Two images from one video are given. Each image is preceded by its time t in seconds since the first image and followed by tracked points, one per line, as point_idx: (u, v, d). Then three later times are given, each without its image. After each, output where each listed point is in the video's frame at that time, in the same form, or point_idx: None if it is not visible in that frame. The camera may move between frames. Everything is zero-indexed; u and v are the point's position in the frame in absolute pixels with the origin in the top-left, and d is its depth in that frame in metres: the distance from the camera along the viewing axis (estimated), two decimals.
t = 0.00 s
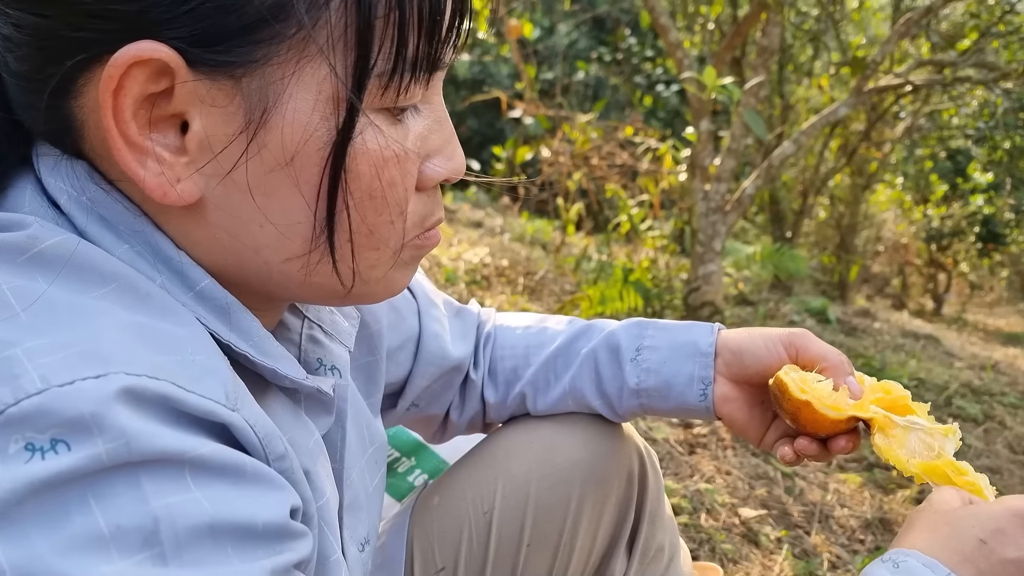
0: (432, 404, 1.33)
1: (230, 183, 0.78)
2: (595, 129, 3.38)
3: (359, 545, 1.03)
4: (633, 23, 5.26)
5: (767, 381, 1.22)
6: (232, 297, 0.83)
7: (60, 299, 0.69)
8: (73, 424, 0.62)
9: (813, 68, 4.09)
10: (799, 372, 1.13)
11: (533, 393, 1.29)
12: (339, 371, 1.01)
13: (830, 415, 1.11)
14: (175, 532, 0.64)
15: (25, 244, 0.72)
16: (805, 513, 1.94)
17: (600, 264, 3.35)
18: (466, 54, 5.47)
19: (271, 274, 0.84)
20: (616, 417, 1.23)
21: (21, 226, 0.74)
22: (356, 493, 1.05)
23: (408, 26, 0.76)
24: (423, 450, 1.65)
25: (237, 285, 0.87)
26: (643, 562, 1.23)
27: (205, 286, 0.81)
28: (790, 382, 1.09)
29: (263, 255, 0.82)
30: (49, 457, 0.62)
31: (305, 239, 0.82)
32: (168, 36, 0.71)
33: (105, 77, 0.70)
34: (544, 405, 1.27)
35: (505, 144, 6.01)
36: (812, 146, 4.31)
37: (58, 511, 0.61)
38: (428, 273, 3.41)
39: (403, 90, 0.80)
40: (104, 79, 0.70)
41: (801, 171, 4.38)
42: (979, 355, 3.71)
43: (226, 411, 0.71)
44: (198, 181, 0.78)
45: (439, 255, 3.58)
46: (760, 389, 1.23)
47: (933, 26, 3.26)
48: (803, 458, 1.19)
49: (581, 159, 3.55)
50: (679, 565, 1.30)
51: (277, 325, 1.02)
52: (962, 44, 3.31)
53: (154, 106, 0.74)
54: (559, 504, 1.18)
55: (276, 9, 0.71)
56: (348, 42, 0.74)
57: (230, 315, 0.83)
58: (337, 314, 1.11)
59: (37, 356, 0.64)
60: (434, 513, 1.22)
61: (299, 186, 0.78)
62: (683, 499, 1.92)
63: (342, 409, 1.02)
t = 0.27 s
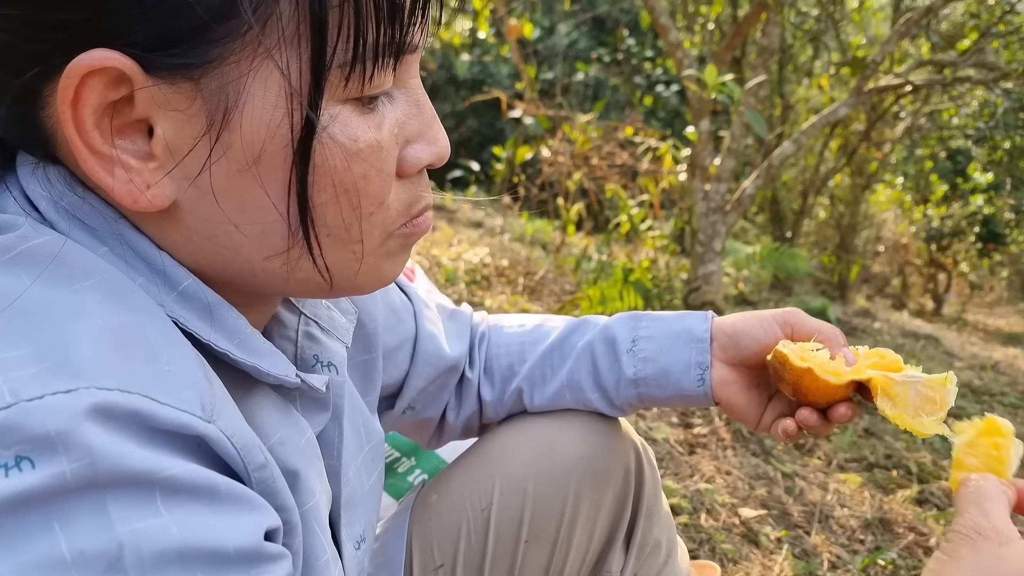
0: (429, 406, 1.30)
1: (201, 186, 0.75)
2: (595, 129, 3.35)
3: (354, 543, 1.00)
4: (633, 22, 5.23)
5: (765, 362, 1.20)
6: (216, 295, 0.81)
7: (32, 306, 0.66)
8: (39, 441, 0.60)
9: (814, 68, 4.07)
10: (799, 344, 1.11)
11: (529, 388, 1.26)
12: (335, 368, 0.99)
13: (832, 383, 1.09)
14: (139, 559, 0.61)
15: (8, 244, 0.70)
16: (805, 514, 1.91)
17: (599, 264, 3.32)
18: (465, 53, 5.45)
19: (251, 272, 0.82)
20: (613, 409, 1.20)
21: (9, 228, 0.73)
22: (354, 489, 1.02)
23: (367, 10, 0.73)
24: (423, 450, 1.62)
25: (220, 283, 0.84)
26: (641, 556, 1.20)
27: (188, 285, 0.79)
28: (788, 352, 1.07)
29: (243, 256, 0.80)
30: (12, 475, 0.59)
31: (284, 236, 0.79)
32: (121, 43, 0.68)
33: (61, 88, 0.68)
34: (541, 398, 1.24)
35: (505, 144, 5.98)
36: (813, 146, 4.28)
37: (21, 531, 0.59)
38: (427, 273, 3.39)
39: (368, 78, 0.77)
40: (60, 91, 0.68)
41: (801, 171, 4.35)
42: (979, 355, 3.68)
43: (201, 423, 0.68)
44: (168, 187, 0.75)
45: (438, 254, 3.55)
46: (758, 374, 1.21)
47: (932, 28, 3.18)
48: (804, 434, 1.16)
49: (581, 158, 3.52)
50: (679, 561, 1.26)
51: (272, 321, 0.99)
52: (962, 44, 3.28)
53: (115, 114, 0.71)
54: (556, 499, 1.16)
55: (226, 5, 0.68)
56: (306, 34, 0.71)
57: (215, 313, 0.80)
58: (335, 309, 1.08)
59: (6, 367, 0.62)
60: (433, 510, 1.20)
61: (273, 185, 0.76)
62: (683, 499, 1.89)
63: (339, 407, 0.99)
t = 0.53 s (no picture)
0: (433, 400, 1.30)
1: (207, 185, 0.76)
2: (595, 129, 3.36)
3: (358, 547, 1.01)
4: (633, 23, 5.24)
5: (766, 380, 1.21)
6: (221, 300, 0.82)
7: (36, 316, 0.67)
8: (40, 457, 0.60)
9: (814, 68, 4.07)
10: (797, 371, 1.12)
11: (530, 387, 1.27)
12: (341, 372, 1.00)
13: (828, 412, 1.09)
14: None
15: (15, 250, 0.71)
16: (805, 514, 1.92)
17: (599, 264, 3.33)
18: (465, 53, 5.46)
19: (259, 272, 0.83)
20: (612, 414, 1.22)
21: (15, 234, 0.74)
22: (358, 493, 1.03)
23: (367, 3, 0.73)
24: (424, 450, 1.62)
25: (229, 286, 0.85)
26: (639, 554, 1.21)
27: (193, 290, 0.80)
28: (788, 380, 1.09)
29: (250, 255, 0.81)
30: (13, 490, 0.59)
31: (290, 234, 0.80)
32: (122, 42, 0.70)
33: (65, 89, 0.70)
34: (541, 398, 1.25)
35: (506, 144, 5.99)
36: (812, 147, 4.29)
37: (22, 548, 0.59)
38: (428, 273, 3.40)
39: (372, 71, 0.78)
40: (65, 92, 0.70)
41: (801, 171, 4.36)
42: (980, 355, 3.69)
43: (204, 437, 0.69)
44: (174, 187, 0.76)
45: (439, 255, 3.56)
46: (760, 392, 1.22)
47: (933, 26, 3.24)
48: (803, 456, 1.19)
49: (581, 159, 3.53)
50: (674, 560, 1.27)
51: (277, 324, 1.00)
52: (962, 45, 3.29)
53: (120, 115, 0.73)
54: (555, 497, 1.16)
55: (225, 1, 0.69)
56: (306, 29, 0.72)
57: (219, 319, 0.81)
58: (340, 313, 1.09)
59: (9, 380, 0.62)
60: (433, 508, 1.21)
61: (277, 181, 0.76)
62: (683, 498, 1.90)
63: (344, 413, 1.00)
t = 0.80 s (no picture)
0: (443, 394, 1.33)
1: (243, 194, 0.77)
2: (595, 129, 3.37)
3: (370, 555, 1.02)
4: (633, 23, 5.25)
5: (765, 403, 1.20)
6: (251, 309, 0.83)
7: (73, 323, 0.66)
8: (77, 465, 0.59)
9: (814, 68, 4.08)
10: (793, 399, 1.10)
11: (532, 386, 1.28)
12: (360, 381, 1.01)
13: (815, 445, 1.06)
14: None
15: (50, 253, 0.71)
16: (805, 514, 1.93)
17: (599, 264, 3.34)
18: (465, 53, 5.46)
19: (291, 282, 0.83)
20: (609, 419, 1.21)
21: (50, 237, 0.75)
22: (372, 500, 1.03)
23: (403, 12, 0.74)
24: (423, 451, 1.63)
25: (263, 288, 0.85)
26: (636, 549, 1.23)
27: (223, 298, 0.80)
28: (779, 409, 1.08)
29: (284, 264, 0.81)
30: (49, 498, 0.58)
31: (323, 243, 0.80)
32: (159, 52, 0.70)
33: (104, 98, 0.70)
34: (542, 397, 1.26)
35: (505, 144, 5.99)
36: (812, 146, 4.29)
37: (53, 559, 0.58)
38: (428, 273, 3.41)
39: (407, 79, 0.78)
40: (104, 101, 0.70)
41: (801, 171, 4.36)
42: (980, 355, 3.70)
43: (236, 448, 0.68)
44: (211, 196, 0.77)
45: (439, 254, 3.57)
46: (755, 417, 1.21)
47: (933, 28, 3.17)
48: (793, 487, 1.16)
49: (581, 159, 3.54)
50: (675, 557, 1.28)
51: (298, 332, 1.01)
52: (962, 45, 3.30)
53: (158, 124, 0.73)
54: (555, 495, 1.17)
55: (264, 10, 0.70)
56: (343, 37, 0.73)
57: (250, 326, 0.82)
58: (361, 319, 1.09)
59: (48, 387, 0.61)
60: (433, 506, 1.23)
61: (312, 190, 0.77)
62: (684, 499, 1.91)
63: (362, 419, 1.01)
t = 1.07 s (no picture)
0: (454, 395, 1.36)
1: (288, 208, 0.79)
2: (595, 130, 3.39)
3: (388, 563, 1.05)
4: (634, 23, 5.28)
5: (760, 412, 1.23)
6: (285, 322, 0.85)
7: (118, 335, 0.69)
8: (124, 475, 0.61)
9: (813, 68, 4.10)
10: (782, 415, 1.12)
11: (536, 386, 1.31)
12: (385, 390, 1.04)
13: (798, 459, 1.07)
14: None
15: (93, 260, 0.75)
16: (805, 514, 1.96)
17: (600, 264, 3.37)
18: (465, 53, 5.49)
19: (334, 291, 0.86)
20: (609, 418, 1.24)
21: (90, 243, 0.78)
22: (390, 509, 1.06)
23: (443, 23, 0.75)
24: (424, 450, 1.65)
25: (304, 309, 0.90)
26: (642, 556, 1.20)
27: (257, 310, 0.83)
28: (768, 423, 1.10)
29: (329, 274, 0.84)
30: (96, 506, 0.60)
31: (367, 255, 0.83)
32: (204, 70, 0.72)
33: (151, 119, 0.72)
34: (546, 397, 1.29)
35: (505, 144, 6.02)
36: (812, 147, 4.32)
37: (97, 565, 0.59)
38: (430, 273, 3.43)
39: (449, 89, 0.80)
40: (151, 121, 0.72)
41: (801, 171, 4.38)
42: (980, 355, 3.73)
43: (276, 462, 0.71)
44: (258, 210, 0.79)
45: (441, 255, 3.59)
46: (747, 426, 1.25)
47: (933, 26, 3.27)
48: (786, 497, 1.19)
49: (581, 159, 3.57)
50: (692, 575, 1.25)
51: (324, 342, 1.03)
52: (963, 45, 3.33)
53: (205, 141, 0.76)
54: (557, 498, 1.21)
55: (304, 27, 0.71)
56: (383, 50, 0.74)
57: (283, 340, 0.84)
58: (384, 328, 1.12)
59: (94, 396, 0.63)
60: (436, 507, 1.26)
61: (356, 204, 0.79)
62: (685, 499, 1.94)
63: (386, 429, 1.04)
